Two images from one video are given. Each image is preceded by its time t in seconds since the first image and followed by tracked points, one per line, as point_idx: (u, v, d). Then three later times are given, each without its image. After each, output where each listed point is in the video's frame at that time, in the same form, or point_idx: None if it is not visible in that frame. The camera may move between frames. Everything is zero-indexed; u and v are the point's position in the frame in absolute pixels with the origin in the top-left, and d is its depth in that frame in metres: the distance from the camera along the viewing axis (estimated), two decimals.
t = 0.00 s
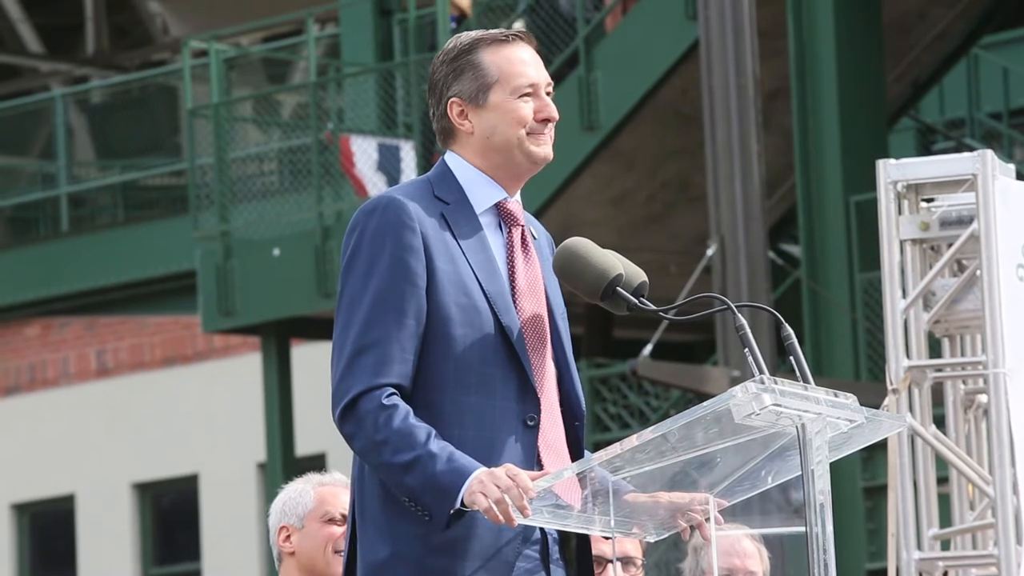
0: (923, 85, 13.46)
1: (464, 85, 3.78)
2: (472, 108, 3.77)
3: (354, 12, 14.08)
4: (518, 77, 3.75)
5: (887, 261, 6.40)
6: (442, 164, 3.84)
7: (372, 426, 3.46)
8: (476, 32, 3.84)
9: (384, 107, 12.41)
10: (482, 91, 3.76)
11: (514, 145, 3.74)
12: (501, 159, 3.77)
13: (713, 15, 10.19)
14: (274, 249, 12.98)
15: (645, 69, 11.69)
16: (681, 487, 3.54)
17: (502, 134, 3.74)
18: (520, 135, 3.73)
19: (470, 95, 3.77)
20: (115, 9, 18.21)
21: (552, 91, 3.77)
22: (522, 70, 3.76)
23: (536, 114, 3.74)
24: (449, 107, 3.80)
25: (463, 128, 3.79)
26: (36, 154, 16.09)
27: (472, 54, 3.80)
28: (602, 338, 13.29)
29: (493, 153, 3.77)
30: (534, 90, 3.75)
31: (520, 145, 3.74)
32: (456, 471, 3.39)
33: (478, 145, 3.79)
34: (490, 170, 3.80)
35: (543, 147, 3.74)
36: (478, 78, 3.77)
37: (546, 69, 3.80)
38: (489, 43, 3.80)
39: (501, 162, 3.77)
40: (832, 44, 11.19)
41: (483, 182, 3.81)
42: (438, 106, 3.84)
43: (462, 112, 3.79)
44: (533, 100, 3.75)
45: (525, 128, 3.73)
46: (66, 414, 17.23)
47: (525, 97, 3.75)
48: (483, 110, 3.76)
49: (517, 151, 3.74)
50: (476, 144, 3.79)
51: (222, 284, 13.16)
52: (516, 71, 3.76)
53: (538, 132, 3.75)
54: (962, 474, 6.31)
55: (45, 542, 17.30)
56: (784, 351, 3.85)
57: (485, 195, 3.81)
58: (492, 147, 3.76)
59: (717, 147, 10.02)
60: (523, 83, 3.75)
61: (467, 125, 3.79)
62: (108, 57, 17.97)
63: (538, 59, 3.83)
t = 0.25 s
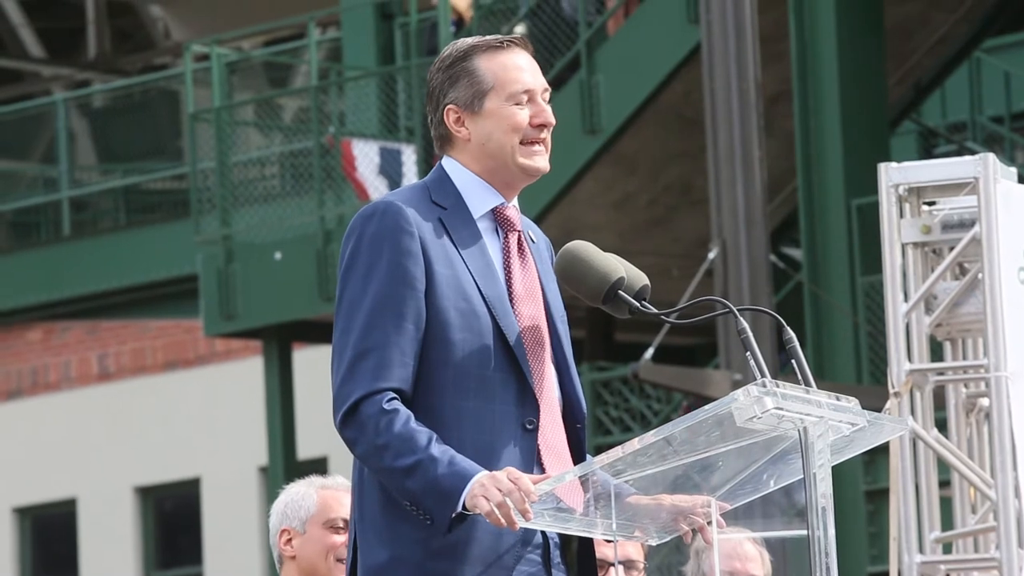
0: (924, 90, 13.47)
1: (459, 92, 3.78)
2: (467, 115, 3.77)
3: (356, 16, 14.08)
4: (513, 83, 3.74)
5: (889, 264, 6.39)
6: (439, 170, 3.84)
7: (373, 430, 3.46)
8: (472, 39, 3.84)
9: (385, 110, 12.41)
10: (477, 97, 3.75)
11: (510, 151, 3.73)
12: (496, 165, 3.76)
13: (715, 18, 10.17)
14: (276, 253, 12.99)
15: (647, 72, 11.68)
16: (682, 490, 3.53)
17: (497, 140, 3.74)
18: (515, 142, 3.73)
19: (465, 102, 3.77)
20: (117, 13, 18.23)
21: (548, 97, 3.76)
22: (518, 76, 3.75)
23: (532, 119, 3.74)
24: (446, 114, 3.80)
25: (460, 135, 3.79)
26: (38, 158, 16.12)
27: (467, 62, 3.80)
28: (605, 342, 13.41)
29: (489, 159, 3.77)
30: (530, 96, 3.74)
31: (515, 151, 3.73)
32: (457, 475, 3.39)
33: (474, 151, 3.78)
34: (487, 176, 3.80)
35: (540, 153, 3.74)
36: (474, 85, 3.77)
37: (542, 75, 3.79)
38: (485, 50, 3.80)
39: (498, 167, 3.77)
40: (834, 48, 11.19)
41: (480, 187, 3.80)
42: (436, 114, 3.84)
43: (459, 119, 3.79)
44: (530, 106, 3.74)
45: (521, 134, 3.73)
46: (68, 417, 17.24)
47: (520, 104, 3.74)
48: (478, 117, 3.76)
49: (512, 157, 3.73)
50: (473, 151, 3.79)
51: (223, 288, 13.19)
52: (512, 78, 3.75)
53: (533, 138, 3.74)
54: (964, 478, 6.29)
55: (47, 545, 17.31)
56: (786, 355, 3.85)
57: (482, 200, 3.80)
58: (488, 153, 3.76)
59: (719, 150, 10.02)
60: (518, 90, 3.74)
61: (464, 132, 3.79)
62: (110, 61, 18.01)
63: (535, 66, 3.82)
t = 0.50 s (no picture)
0: (927, 93, 13.46)
1: (458, 92, 3.78)
2: (466, 114, 3.78)
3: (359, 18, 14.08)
4: (511, 82, 3.75)
5: (891, 268, 6.40)
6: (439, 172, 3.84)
7: (377, 431, 3.45)
8: (471, 41, 3.85)
9: (389, 113, 12.40)
10: (475, 96, 3.76)
11: (508, 151, 3.74)
12: (494, 165, 3.77)
13: (717, 22, 10.15)
14: (279, 256, 13.03)
15: (651, 75, 11.69)
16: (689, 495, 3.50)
17: (496, 139, 3.74)
18: (513, 141, 3.73)
19: (464, 101, 3.77)
20: (121, 16, 18.26)
21: (546, 96, 3.76)
22: (515, 76, 3.76)
23: (531, 119, 3.74)
24: (444, 114, 3.81)
25: (459, 135, 3.80)
26: (41, 161, 16.11)
27: (465, 62, 3.81)
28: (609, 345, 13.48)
29: (488, 159, 3.77)
30: (528, 95, 3.75)
31: (512, 151, 3.74)
32: (461, 478, 3.38)
33: (473, 151, 3.79)
34: (487, 176, 3.79)
35: (537, 153, 3.75)
36: (471, 84, 3.78)
37: (541, 75, 3.79)
38: (482, 50, 3.81)
39: (495, 166, 3.77)
40: (837, 51, 11.19)
41: (480, 188, 3.79)
42: (434, 116, 3.84)
43: (458, 119, 3.79)
44: (528, 105, 3.75)
45: (519, 134, 3.74)
46: (70, 421, 17.22)
47: (519, 102, 3.74)
48: (476, 116, 3.76)
49: (510, 157, 3.74)
50: (471, 151, 3.79)
51: (226, 291, 13.22)
52: (509, 77, 3.76)
53: (531, 137, 3.75)
54: (967, 482, 6.28)
55: (50, 549, 17.31)
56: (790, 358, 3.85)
57: (482, 201, 3.79)
58: (486, 153, 3.76)
59: (722, 154, 10.01)
60: (516, 88, 3.75)
61: (462, 132, 3.79)
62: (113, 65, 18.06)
63: (533, 66, 3.83)
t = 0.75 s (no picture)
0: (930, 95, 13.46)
1: (467, 88, 3.79)
2: (474, 111, 3.78)
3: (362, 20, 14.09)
4: (521, 81, 3.77)
5: (894, 270, 6.40)
6: (443, 171, 3.84)
7: (381, 430, 3.44)
8: (485, 41, 3.86)
9: (391, 116, 12.37)
10: (484, 93, 3.77)
11: (513, 149, 3.75)
12: (499, 163, 3.77)
13: (719, 23, 10.15)
14: (281, 258, 13.05)
15: (653, 77, 11.69)
16: (688, 496, 3.51)
17: (501, 136, 3.75)
18: (520, 139, 3.74)
19: (473, 98, 3.78)
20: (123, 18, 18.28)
21: (555, 100, 3.78)
22: (525, 76, 3.78)
23: (538, 121, 3.75)
24: (453, 110, 3.81)
25: (465, 130, 3.80)
26: (44, 163, 16.07)
27: (478, 61, 3.82)
28: (611, 347, 13.50)
29: (493, 156, 3.77)
30: (537, 97, 3.76)
31: (518, 150, 3.74)
32: (464, 477, 3.38)
33: (478, 149, 3.79)
34: (490, 175, 3.80)
35: (543, 154, 3.75)
36: (482, 82, 3.79)
37: (552, 79, 3.81)
38: (496, 49, 3.83)
39: (500, 164, 3.77)
40: (840, 53, 11.19)
41: (484, 188, 3.79)
42: (443, 113, 3.85)
43: (465, 115, 3.80)
44: (536, 107, 3.76)
45: (525, 133, 3.75)
46: (72, 423, 17.21)
47: (527, 103, 3.75)
48: (484, 112, 3.77)
49: (516, 155, 3.75)
50: (476, 148, 3.79)
51: (229, 294, 13.25)
52: (520, 77, 3.78)
53: (538, 139, 3.76)
54: (971, 483, 6.28)
55: (52, 550, 17.30)
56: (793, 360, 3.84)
57: (485, 201, 3.79)
58: (491, 150, 3.77)
59: (724, 155, 10.00)
60: (526, 88, 3.76)
61: (469, 128, 3.79)
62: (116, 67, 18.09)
63: (546, 71, 3.84)
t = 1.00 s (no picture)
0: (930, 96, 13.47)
1: (476, 88, 3.80)
2: (482, 111, 3.79)
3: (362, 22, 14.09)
4: (529, 85, 3.77)
5: (895, 271, 6.40)
6: (446, 172, 3.85)
7: (383, 430, 3.44)
8: (495, 43, 3.87)
9: (392, 118, 12.39)
10: (492, 94, 3.78)
11: (518, 153, 3.75)
12: (504, 165, 3.78)
13: (719, 25, 10.15)
14: (282, 261, 13.01)
15: (653, 79, 11.69)
16: (689, 497, 3.51)
17: (507, 139, 3.76)
18: (526, 143, 3.75)
19: (482, 98, 3.79)
20: (123, 21, 18.27)
21: (562, 105, 3.78)
22: (533, 80, 3.78)
23: (545, 126, 3.76)
24: (460, 110, 3.82)
25: (471, 131, 3.81)
26: (43, 165, 16.07)
27: (488, 62, 3.83)
28: (612, 348, 13.53)
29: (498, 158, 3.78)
30: (545, 101, 3.77)
31: (524, 154, 3.75)
32: (465, 478, 3.38)
33: (483, 150, 3.80)
34: (492, 179, 3.80)
35: (547, 161, 3.76)
36: (491, 83, 3.79)
37: (560, 85, 3.82)
38: (507, 52, 3.83)
39: (505, 166, 3.78)
40: (840, 55, 11.20)
41: (486, 193, 3.80)
42: (450, 112, 3.86)
43: (472, 116, 3.81)
44: (543, 112, 3.77)
45: (531, 137, 3.75)
46: (73, 426, 17.19)
47: (534, 107, 3.76)
48: (492, 114, 3.78)
49: (521, 158, 3.75)
50: (482, 150, 3.80)
51: (229, 295, 13.21)
52: (528, 80, 3.78)
53: (544, 144, 3.76)
54: (971, 485, 6.28)
55: (52, 553, 17.30)
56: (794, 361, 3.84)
57: (486, 205, 3.80)
58: (497, 152, 3.78)
59: (724, 157, 10.01)
60: (533, 92, 3.77)
61: (475, 129, 3.80)
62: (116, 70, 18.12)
63: (555, 77, 3.85)
